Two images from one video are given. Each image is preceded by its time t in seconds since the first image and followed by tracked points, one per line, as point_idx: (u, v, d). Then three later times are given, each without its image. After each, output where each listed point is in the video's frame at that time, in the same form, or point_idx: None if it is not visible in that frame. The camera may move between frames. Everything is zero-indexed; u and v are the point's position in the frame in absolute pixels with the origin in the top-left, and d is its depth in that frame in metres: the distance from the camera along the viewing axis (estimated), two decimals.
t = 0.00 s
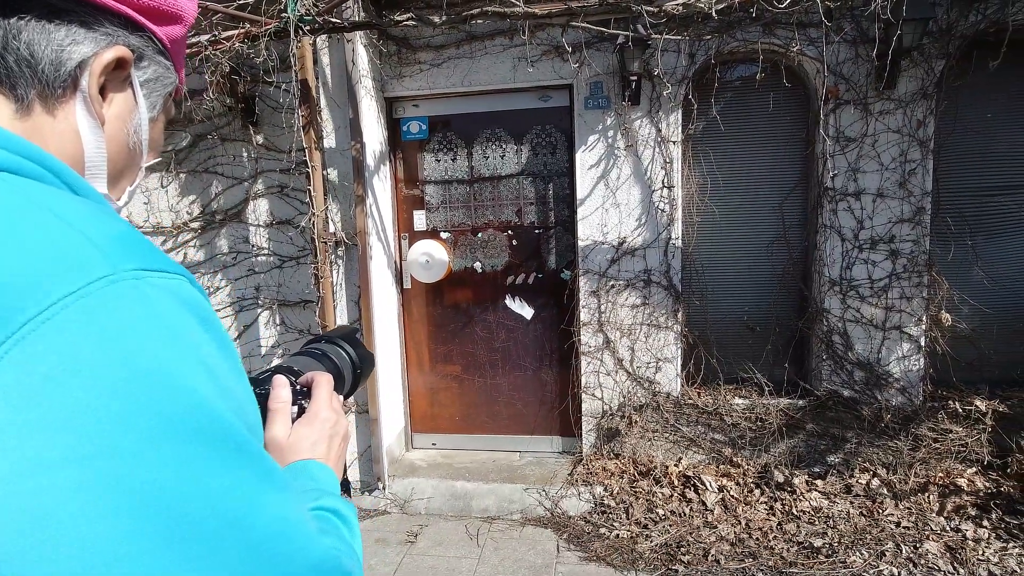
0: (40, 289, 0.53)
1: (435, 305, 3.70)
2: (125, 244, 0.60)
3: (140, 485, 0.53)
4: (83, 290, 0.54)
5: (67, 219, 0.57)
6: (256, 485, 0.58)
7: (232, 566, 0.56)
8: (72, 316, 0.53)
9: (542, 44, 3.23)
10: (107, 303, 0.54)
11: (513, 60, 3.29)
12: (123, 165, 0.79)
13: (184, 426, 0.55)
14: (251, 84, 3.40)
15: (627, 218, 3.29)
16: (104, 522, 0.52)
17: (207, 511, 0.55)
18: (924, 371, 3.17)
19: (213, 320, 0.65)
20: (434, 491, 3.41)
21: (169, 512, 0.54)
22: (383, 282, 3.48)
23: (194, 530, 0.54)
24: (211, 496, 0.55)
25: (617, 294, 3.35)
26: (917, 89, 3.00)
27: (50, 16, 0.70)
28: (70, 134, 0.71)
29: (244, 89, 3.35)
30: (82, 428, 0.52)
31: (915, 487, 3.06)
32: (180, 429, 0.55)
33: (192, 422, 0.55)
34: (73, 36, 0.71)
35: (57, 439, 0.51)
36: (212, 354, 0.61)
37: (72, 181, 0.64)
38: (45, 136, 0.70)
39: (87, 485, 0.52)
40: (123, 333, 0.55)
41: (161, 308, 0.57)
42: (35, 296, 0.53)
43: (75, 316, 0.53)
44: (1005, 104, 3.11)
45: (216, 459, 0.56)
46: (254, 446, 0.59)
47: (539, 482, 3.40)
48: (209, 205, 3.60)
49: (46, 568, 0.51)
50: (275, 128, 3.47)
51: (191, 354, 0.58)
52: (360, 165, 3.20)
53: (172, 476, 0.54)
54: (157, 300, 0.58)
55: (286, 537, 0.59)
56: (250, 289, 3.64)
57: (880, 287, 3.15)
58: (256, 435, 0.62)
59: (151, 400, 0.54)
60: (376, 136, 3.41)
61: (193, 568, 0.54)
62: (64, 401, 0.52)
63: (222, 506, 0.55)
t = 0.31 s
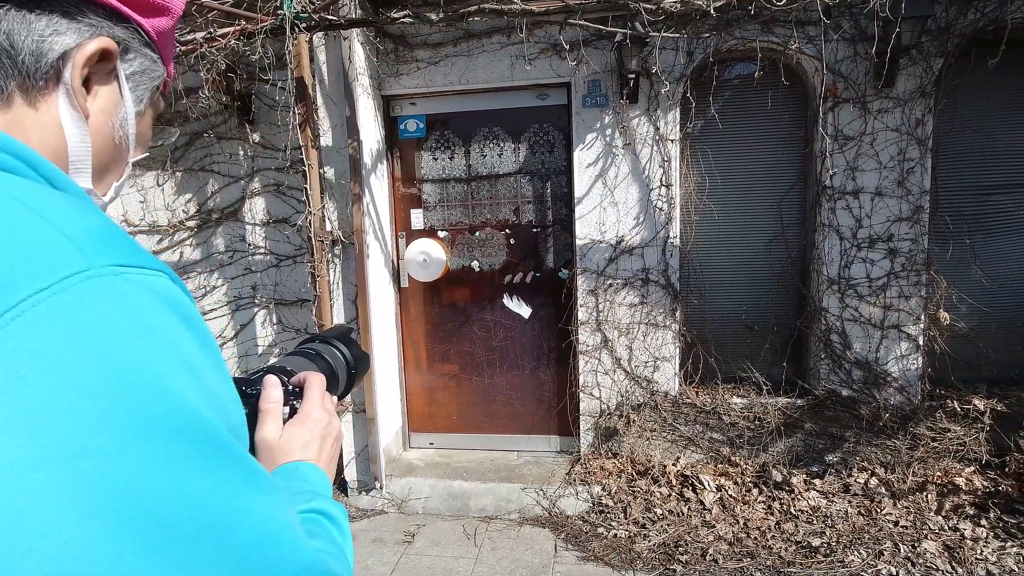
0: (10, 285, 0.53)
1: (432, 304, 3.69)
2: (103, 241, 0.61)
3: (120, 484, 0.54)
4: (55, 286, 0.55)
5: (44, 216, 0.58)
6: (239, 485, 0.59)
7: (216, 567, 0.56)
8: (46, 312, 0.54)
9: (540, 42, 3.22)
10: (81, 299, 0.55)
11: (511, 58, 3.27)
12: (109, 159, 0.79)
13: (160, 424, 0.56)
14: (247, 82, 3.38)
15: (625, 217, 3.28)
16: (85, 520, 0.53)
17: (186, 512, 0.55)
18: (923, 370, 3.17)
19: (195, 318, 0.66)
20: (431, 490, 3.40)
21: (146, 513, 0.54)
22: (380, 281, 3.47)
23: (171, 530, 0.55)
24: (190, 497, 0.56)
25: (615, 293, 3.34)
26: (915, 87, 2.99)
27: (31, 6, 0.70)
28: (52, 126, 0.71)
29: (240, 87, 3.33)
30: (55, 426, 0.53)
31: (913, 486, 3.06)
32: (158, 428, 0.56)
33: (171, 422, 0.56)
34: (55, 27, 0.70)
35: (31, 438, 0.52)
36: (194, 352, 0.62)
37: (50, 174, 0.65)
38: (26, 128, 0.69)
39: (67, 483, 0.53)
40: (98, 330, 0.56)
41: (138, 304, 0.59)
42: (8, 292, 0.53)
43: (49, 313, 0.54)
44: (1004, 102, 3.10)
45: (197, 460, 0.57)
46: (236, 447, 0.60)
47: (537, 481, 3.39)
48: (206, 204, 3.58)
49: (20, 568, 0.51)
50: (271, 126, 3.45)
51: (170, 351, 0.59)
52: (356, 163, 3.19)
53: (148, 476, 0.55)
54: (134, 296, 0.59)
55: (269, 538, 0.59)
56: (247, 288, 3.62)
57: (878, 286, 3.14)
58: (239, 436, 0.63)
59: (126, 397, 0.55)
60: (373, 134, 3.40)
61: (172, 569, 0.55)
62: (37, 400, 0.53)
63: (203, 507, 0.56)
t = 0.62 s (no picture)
0: (4, 284, 0.53)
1: (432, 303, 3.68)
2: (98, 240, 0.60)
3: (116, 483, 0.53)
4: (50, 285, 0.54)
5: (38, 215, 0.57)
6: (236, 486, 0.58)
7: (213, 568, 0.56)
8: (40, 312, 0.53)
9: (540, 40, 3.22)
10: (76, 298, 0.55)
11: (510, 57, 3.26)
12: (105, 157, 0.79)
13: (157, 424, 0.55)
14: (245, 81, 3.37)
15: (625, 216, 3.27)
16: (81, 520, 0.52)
17: (183, 513, 0.55)
18: (922, 369, 3.16)
19: (191, 318, 0.65)
20: (430, 490, 3.40)
21: (142, 513, 0.54)
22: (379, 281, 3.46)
23: (168, 530, 0.54)
24: (187, 498, 0.55)
25: (614, 293, 3.34)
26: (915, 86, 2.99)
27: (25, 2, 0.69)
28: (48, 125, 0.70)
29: (239, 86, 3.33)
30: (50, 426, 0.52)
31: (912, 485, 3.06)
32: (154, 429, 0.55)
33: (167, 422, 0.56)
34: (50, 23, 0.69)
35: (26, 437, 0.52)
36: (191, 352, 0.61)
37: (46, 173, 0.64)
38: (22, 126, 0.69)
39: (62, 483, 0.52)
40: (93, 329, 0.55)
41: (133, 303, 0.58)
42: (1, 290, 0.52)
43: (43, 312, 0.54)
44: (1004, 101, 3.10)
45: (194, 461, 0.56)
46: (234, 448, 0.60)
47: (536, 480, 3.38)
48: (205, 203, 3.58)
49: (14, 568, 0.50)
50: (270, 124, 3.44)
51: (166, 350, 0.58)
52: (356, 162, 3.18)
53: (144, 476, 0.54)
54: (129, 295, 0.58)
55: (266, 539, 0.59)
56: (246, 287, 3.62)
57: (878, 285, 3.14)
58: (235, 436, 0.63)
59: (122, 397, 0.55)
60: (372, 133, 3.39)
61: (169, 569, 0.54)
62: (33, 399, 0.52)
63: (200, 508, 0.56)
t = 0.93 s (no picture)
0: (2, 283, 0.52)
1: (431, 303, 3.68)
2: (96, 240, 0.60)
3: (114, 483, 0.53)
4: (48, 285, 0.54)
5: (36, 214, 0.57)
6: (234, 487, 0.58)
7: (211, 568, 0.55)
8: (38, 312, 0.53)
9: (539, 40, 3.22)
10: (73, 299, 0.55)
11: (509, 56, 3.26)
12: (103, 157, 0.79)
13: (155, 425, 0.55)
14: (244, 80, 3.36)
15: (624, 215, 3.27)
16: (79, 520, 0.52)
17: (181, 513, 0.55)
18: (922, 369, 3.16)
19: (189, 318, 0.65)
20: (430, 489, 3.40)
21: (141, 513, 0.54)
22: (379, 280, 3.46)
23: (166, 531, 0.54)
24: (185, 498, 0.55)
25: (613, 292, 3.33)
26: (915, 85, 2.98)
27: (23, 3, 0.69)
28: (45, 125, 0.70)
29: (237, 86, 3.32)
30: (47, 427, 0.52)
31: (912, 484, 3.05)
32: (152, 429, 0.55)
33: (165, 422, 0.55)
34: (48, 23, 0.69)
35: (22, 438, 0.51)
36: (189, 352, 0.61)
37: (44, 172, 0.64)
38: (20, 126, 0.69)
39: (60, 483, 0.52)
40: (91, 330, 0.55)
41: (132, 304, 0.58)
42: None
43: (41, 313, 0.53)
44: (1003, 100, 3.10)
45: (192, 461, 0.56)
46: (232, 448, 0.59)
47: (536, 480, 3.38)
48: (204, 202, 3.57)
49: (10, 568, 0.50)
50: (269, 124, 3.44)
51: (164, 351, 0.58)
52: (355, 161, 3.18)
53: (142, 476, 0.54)
54: (128, 295, 0.58)
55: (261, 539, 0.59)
56: (245, 287, 3.61)
57: (878, 284, 3.13)
58: (233, 437, 0.62)
59: (120, 397, 0.54)
60: (371, 132, 3.39)
61: (167, 570, 0.54)
62: (28, 398, 0.52)
63: (198, 508, 0.55)
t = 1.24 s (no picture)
0: None
1: (430, 302, 3.67)
2: (88, 242, 0.60)
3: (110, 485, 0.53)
4: (42, 288, 0.54)
5: (30, 216, 0.57)
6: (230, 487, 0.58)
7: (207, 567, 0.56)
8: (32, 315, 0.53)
9: (537, 40, 3.21)
10: (67, 301, 0.55)
11: (508, 56, 3.26)
12: (98, 159, 0.77)
13: (149, 427, 0.55)
14: (242, 79, 3.35)
15: (623, 215, 3.27)
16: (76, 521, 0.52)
17: (175, 516, 0.55)
18: (921, 368, 3.16)
19: (181, 320, 0.65)
20: (428, 489, 3.40)
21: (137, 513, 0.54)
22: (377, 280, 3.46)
23: (163, 531, 0.55)
24: (182, 499, 0.55)
25: (612, 292, 3.33)
26: (913, 85, 2.98)
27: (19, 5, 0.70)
28: (38, 127, 0.69)
29: (236, 86, 3.32)
30: (42, 430, 0.52)
31: (911, 484, 3.05)
32: (148, 430, 0.55)
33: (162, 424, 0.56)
34: (42, 24, 0.69)
35: (16, 441, 0.51)
36: (183, 354, 0.61)
37: (36, 174, 0.63)
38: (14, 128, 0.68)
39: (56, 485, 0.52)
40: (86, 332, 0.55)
41: (125, 306, 0.58)
42: None
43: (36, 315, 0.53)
44: (1001, 100, 3.10)
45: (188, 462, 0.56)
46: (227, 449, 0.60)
47: (534, 480, 3.38)
48: (202, 202, 3.56)
49: (3, 568, 0.50)
50: (267, 123, 3.43)
51: (158, 352, 0.58)
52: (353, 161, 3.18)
53: (136, 479, 0.54)
54: (121, 298, 0.58)
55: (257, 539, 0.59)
56: (244, 287, 3.61)
57: (876, 284, 3.14)
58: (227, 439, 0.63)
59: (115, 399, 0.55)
60: (369, 131, 3.38)
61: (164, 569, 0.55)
62: (22, 401, 0.52)
63: (194, 508, 0.56)
